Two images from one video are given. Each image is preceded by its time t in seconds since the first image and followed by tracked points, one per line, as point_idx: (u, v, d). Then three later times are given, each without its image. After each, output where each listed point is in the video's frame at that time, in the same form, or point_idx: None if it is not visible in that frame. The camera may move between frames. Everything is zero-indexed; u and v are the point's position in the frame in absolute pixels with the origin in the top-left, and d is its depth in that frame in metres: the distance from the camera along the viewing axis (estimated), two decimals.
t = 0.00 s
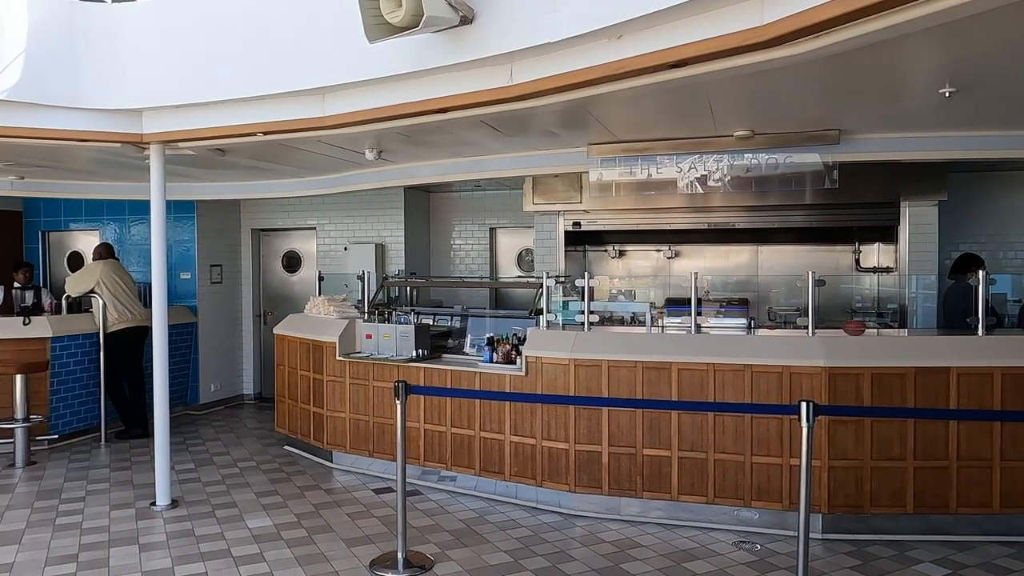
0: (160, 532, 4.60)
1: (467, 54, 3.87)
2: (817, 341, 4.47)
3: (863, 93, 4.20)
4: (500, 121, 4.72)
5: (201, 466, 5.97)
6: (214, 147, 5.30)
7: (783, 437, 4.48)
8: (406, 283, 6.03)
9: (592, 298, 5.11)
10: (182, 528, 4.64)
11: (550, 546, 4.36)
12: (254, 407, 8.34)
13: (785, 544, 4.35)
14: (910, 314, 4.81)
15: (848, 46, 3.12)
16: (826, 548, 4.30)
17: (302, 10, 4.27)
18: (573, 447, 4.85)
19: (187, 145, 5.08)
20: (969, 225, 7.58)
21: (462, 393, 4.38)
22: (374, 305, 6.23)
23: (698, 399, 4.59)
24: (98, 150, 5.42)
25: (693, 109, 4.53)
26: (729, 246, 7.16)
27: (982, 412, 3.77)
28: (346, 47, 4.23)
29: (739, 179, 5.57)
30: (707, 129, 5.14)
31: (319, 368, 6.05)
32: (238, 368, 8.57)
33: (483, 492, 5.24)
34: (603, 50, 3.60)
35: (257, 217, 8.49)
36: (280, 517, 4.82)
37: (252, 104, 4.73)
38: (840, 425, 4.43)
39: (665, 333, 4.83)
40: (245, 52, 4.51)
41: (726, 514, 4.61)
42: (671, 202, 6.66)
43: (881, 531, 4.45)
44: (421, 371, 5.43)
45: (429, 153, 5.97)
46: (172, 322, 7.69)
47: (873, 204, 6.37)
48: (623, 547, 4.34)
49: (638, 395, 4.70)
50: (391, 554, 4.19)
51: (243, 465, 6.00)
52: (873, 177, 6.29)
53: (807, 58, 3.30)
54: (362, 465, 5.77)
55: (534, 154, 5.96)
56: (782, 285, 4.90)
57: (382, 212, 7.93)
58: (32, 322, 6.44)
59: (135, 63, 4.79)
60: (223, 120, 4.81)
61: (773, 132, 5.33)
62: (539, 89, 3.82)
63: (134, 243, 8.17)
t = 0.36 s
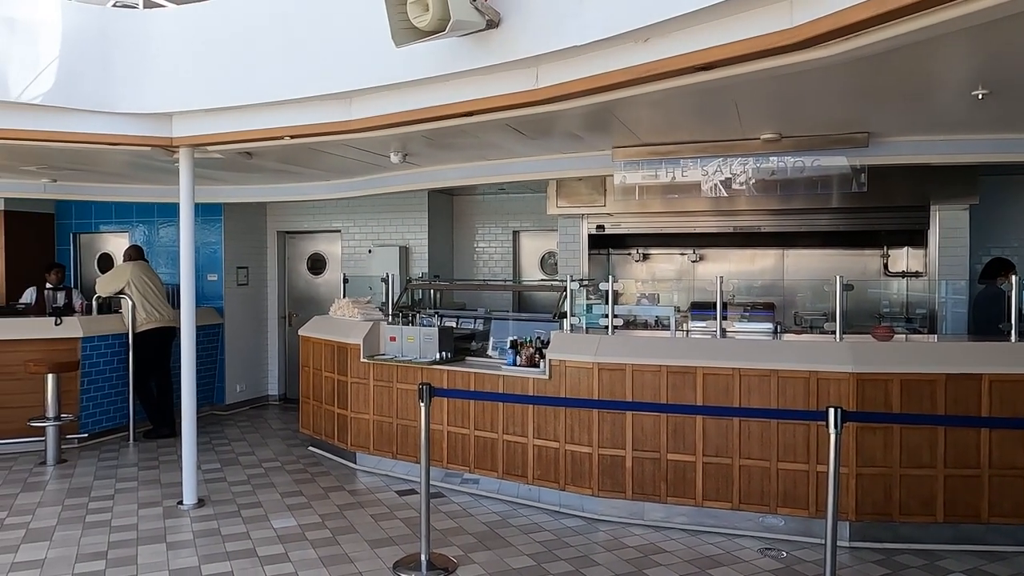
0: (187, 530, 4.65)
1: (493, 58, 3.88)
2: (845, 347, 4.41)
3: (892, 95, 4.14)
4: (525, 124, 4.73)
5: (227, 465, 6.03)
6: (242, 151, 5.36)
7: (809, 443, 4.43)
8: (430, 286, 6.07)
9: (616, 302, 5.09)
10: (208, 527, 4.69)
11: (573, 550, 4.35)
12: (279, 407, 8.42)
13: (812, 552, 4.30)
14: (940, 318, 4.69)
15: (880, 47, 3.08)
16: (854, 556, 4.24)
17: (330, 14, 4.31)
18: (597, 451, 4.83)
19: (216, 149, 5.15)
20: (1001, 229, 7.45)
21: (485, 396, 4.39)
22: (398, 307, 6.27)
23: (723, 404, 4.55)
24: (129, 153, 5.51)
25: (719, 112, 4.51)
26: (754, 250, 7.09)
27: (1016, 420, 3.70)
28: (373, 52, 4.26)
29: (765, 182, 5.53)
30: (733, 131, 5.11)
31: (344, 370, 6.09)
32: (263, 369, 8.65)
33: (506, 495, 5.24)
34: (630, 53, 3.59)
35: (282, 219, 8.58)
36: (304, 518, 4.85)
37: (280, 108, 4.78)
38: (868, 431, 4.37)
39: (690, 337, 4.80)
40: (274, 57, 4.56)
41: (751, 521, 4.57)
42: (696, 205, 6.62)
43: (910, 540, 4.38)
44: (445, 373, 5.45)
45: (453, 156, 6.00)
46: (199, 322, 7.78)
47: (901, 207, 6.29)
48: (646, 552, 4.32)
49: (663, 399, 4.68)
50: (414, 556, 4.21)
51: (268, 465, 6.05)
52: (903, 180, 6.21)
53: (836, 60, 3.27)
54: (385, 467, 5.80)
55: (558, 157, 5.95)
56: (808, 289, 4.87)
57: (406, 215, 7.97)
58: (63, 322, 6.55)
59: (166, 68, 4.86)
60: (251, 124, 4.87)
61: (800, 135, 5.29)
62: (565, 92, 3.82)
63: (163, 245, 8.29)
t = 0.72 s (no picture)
0: (213, 528, 4.71)
1: (516, 58, 3.88)
2: (871, 348, 4.36)
3: (920, 93, 4.09)
4: (547, 125, 4.73)
5: (251, 464, 6.09)
6: (267, 153, 5.42)
7: (834, 445, 4.39)
8: (452, 286, 6.11)
9: (637, 303, 5.06)
10: (233, 525, 4.74)
11: (595, 552, 4.34)
12: (302, 407, 8.49)
13: (837, 555, 4.25)
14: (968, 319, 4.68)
15: (908, 45, 3.04)
16: (880, 560, 4.19)
17: (354, 17, 4.34)
18: (619, 452, 4.82)
19: (240, 150, 5.20)
20: None
21: (507, 396, 4.39)
22: (421, 308, 6.31)
23: (746, 405, 4.52)
24: (156, 155, 5.58)
25: (743, 111, 4.47)
26: (777, 250, 7.01)
27: None
28: (395, 53, 4.27)
29: (788, 182, 5.49)
30: (756, 131, 5.07)
31: (366, 369, 6.12)
32: (285, 368, 8.73)
33: (528, 495, 5.24)
34: (653, 53, 3.57)
35: (305, 220, 8.65)
36: (327, 516, 4.89)
37: (303, 110, 4.82)
38: (895, 434, 4.32)
39: (713, 338, 4.76)
40: (298, 59, 4.60)
41: (775, 523, 4.53)
42: (718, 205, 6.57)
43: (938, 544, 4.32)
44: (467, 373, 5.46)
45: (475, 157, 6.00)
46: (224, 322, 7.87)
47: (928, 207, 6.21)
48: (669, 554, 4.30)
49: (686, 400, 4.65)
50: (437, 556, 4.22)
51: (291, 464, 6.11)
52: (929, 179, 6.14)
53: (863, 58, 3.23)
54: (407, 466, 5.83)
55: (580, 157, 5.94)
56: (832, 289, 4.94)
57: (427, 216, 7.99)
58: (91, 322, 6.65)
59: (193, 70, 4.92)
60: (275, 126, 4.91)
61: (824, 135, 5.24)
62: (588, 93, 3.82)
63: (188, 245, 8.39)
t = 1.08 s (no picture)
0: (237, 526, 4.76)
1: (537, 59, 3.88)
2: (898, 349, 4.31)
3: (947, 91, 4.03)
4: (568, 125, 4.72)
5: (275, 463, 6.15)
6: (290, 155, 5.47)
7: (860, 446, 4.34)
8: (473, 287, 6.12)
9: (660, 303, 5.04)
10: (257, 524, 4.78)
11: (618, 553, 4.33)
12: (324, 407, 8.55)
13: (863, 558, 4.21)
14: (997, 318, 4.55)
15: (935, 42, 3.00)
16: (907, 563, 4.14)
17: (376, 19, 4.37)
18: (641, 453, 4.80)
19: (264, 153, 5.25)
20: None
21: (529, 397, 4.39)
22: (442, 308, 6.34)
23: (770, 407, 4.48)
24: (181, 157, 5.65)
25: (766, 110, 4.44)
26: (801, 250, 6.95)
27: None
28: (417, 55, 4.29)
29: (812, 181, 5.44)
30: (779, 130, 5.03)
31: (388, 369, 6.15)
32: (308, 368, 8.80)
33: (550, 495, 5.24)
34: (675, 52, 3.56)
35: (327, 221, 8.71)
36: (350, 516, 4.92)
37: (326, 112, 4.86)
38: (922, 436, 4.26)
39: (736, 338, 4.73)
40: (321, 61, 4.64)
41: (799, 525, 4.49)
42: (741, 204, 6.53)
43: (966, 548, 4.26)
44: (488, 374, 5.47)
45: (496, 157, 6.01)
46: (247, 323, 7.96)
47: (956, 205, 6.12)
48: (692, 556, 4.28)
49: (708, 401, 4.63)
50: (459, 555, 4.24)
51: (314, 464, 6.16)
52: (956, 177, 6.03)
53: (889, 56, 3.19)
54: (429, 466, 5.85)
55: (601, 157, 5.93)
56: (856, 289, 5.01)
57: (448, 217, 8.02)
58: (118, 322, 6.75)
59: (218, 74, 4.97)
60: (298, 128, 4.95)
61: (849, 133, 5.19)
62: (609, 94, 3.82)
63: (212, 247, 8.49)
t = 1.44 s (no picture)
0: (257, 521, 4.80)
1: (557, 55, 3.87)
2: (920, 347, 4.26)
3: (972, 86, 3.98)
4: (587, 122, 4.71)
5: (294, 459, 6.20)
6: (309, 152, 5.50)
7: (881, 445, 4.30)
8: (491, 284, 6.12)
9: (678, 301, 5.01)
10: (277, 519, 4.82)
11: (636, 551, 4.32)
12: (342, 403, 8.60)
13: (884, 559, 4.18)
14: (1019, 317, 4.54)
15: (961, 36, 2.95)
16: (929, 564, 4.10)
17: (395, 16, 4.38)
18: (659, 451, 4.78)
19: (284, 150, 5.28)
20: None
21: (547, 394, 4.39)
22: (460, 305, 6.35)
23: (791, 405, 4.44)
24: (202, 155, 5.70)
25: (787, 106, 4.40)
26: (821, 247, 6.89)
27: None
28: (437, 51, 4.29)
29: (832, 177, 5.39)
30: (801, 126, 4.99)
31: (406, 366, 6.17)
32: (326, 364, 8.85)
33: (568, 493, 5.24)
34: (697, 47, 3.53)
35: (346, 219, 8.76)
36: (368, 511, 4.94)
37: (346, 110, 4.88)
38: (946, 435, 4.21)
39: (756, 336, 4.70)
40: (341, 58, 4.66)
41: (819, 525, 4.46)
42: (760, 202, 6.48)
43: (989, 549, 4.21)
44: (506, 371, 5.47)
45: (514, 155, 6.01)
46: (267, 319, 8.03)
47: (980, 202, 6.04)
48: (711, 554, 4.26)
49: (727, 399, 4.60)
50: (477, 552, 4.25)
51: (333, 459, 6.20)
52: (981, 173, 5.93)
53: (915, 50, 3.15)
54: (447, 463, 5.87)
55: (620, 154, 5.91)
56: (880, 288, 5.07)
57: (466, 214, 8.03)
58: (140, 318, 6.82)
59: (239, 72, 5.01)
60: (318, 125, 4.98)
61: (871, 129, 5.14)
62: (630, 90, 3.80)
63: (232, 244, 8.56)
